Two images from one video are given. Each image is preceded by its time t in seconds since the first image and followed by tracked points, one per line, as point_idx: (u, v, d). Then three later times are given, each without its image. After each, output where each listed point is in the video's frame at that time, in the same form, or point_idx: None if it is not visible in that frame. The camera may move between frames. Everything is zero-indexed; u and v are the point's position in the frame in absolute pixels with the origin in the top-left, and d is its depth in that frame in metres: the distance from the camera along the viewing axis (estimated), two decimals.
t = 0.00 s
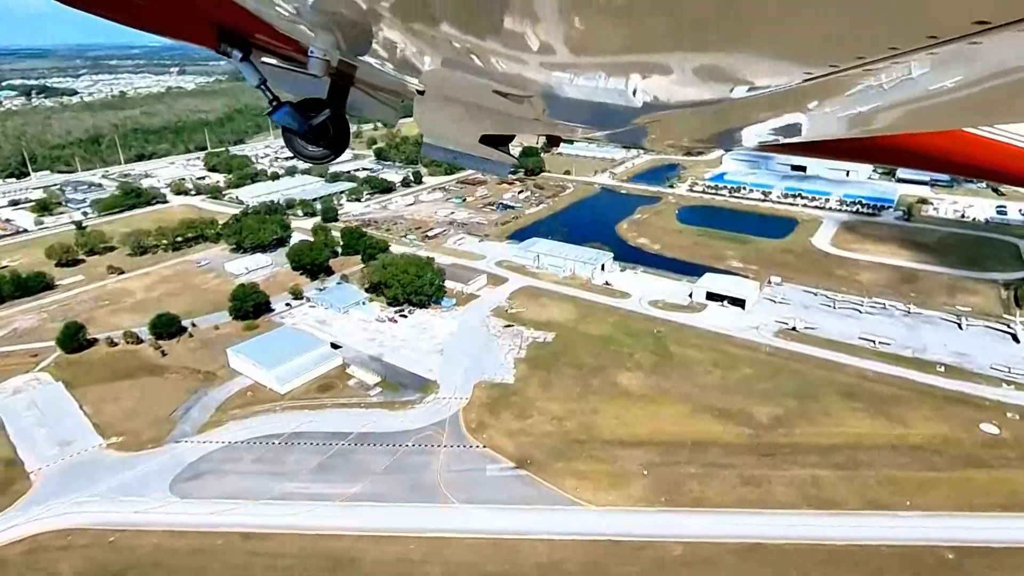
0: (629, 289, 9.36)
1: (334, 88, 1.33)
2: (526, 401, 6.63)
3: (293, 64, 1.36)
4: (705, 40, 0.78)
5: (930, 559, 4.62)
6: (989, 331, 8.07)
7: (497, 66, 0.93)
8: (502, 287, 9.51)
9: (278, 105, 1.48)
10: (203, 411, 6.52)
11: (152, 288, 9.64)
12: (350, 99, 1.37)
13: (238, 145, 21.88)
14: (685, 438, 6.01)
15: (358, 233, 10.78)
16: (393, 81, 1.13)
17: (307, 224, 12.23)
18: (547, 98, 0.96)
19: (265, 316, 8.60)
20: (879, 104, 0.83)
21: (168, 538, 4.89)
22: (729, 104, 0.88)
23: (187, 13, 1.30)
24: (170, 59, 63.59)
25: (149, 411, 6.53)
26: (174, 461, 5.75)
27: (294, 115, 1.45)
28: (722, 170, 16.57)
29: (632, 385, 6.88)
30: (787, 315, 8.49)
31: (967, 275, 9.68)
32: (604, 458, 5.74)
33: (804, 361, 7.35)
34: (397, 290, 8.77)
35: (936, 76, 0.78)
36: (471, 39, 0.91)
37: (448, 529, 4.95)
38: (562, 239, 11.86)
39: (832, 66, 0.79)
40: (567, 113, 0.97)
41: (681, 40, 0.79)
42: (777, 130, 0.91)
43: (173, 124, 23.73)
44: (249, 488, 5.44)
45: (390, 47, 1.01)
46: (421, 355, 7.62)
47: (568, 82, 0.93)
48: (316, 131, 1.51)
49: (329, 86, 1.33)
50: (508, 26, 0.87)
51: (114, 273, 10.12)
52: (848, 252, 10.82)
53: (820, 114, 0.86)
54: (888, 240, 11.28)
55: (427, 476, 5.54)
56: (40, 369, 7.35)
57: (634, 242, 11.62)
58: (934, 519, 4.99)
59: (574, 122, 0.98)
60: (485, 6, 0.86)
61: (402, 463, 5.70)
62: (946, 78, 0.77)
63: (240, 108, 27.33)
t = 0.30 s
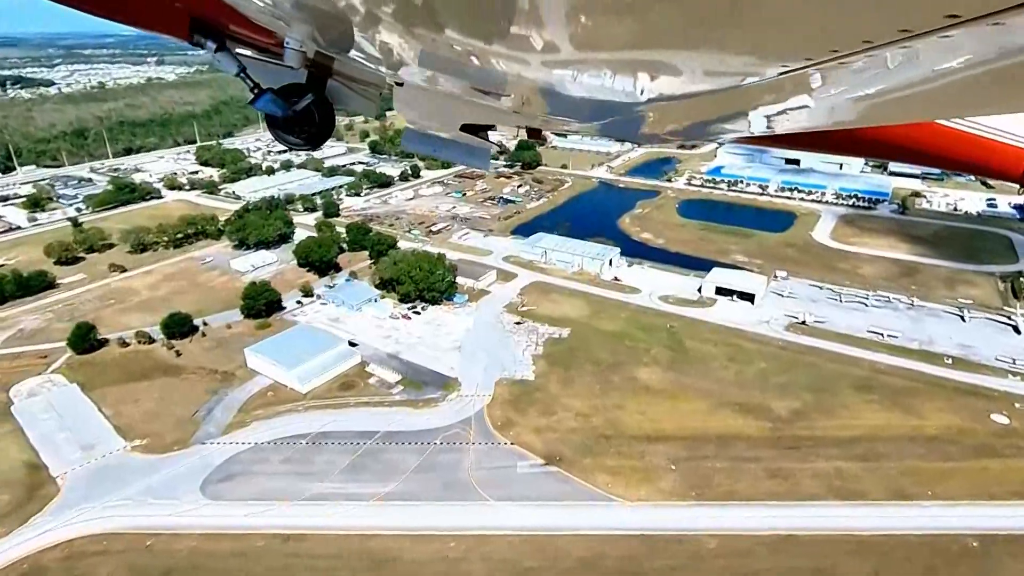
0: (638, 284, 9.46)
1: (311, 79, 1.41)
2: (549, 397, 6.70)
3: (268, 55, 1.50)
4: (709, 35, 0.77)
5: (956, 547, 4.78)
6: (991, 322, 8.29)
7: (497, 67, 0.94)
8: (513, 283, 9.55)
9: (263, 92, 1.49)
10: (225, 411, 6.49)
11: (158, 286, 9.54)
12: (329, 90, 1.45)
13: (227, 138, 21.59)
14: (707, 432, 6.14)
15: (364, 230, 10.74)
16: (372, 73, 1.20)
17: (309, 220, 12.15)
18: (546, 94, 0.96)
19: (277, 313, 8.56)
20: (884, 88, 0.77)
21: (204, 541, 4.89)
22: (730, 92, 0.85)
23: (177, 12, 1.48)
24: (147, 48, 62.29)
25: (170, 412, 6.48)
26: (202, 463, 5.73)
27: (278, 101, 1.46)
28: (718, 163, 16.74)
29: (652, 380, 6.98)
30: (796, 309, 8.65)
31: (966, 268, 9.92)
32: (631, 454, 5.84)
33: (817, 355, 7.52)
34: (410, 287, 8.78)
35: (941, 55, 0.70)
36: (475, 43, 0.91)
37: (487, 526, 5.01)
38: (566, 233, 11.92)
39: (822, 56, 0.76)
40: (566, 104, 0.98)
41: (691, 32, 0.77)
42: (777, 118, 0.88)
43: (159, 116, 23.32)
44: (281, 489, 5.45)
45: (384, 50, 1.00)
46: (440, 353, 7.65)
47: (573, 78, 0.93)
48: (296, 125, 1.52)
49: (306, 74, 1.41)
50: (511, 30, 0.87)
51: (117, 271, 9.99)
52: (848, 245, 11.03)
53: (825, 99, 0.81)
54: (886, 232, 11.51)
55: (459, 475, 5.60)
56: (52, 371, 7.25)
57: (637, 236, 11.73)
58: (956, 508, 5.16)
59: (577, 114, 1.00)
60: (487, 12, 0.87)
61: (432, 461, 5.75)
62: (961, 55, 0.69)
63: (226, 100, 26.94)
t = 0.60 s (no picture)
0: (647, 279, 9.57)
1: (289, 59, 1.68)
2: (571, 393, 6.78)
3: (245, 38, 1.78)
4: (720, 22, 0.88)
5: (978, 534, 4.97)
6: (992, 314, 8.53)
7: (502, 51, 1.09)
8: (523, 278, 9.60)
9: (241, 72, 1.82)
10: (248, 411, 6.47)
11: (164, 285, 9.43)
12: (307, 69, 1.73)
13: (216, 131, 21.25)
14: (728, 425, 6.28)
15: (369, 226, 10.69)
16: (354, 59, 1.39)
17: (310, 216, 12.06)
18: (559, 75, 1.11)
19: (288, 311, 8.51)
20: (898, 59, 0.91)
21: (243, 541, 4.90)
22: (739, 69, 0.98)
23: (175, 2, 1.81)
24: (122, 37, 60.88)
25: (192, 412, 6.45)
26: (230, 463, 5.72)
27: (259, 81, 1.78)
28: (713, 157, 16.88)
29: (671, 376, 7.11)
30: (803, 303, 8.83)
31: (964, 261, 10.18)
32: (657, 448, 5.96)
33: (827, 348, 7.70)
34: (422, 284, 8.78)
35: (954, 30, 0.85)
36: (483, 30, 1.04)
37: (523, 522, 5.09)
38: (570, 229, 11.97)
39: (833, 33, 0.88)
40: (580, 89, 1.13)
41: (704, 20, 0.88)
42: (794, 93, 1.03)
43: (144, 109, 22.87)
44: (314, 487, 5.46)
45: (391, 39, 1.14)
46: (457, 350, 7.68)
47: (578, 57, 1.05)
48: (278, 99, 1.81)
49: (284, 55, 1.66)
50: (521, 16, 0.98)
51: (120, 270, 9.84)
52: (848, 239, 11.24)
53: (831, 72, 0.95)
54: (883, 226, 11.75)
55: (490, 471, 5.66)
56: (65, 372, 7.15)
57: (640, 230, 11.82)
58: (974, 496, 5.36)
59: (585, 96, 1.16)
60: (493, 5, 0.98)
61: (461, 458, 5.81)
62: (977, 28, 0.84)
63: (211, 92, 26.46)
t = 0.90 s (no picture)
0: (655, 274, 9.69)
1: (269, 22, 1.23)
2: (591, 389, 6.87)
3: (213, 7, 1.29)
4: None
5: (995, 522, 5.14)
6: (991, 307, 8.78)
7: (505, 28, 1.05)
8: (532, 274, 9.66)
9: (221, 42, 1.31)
10: (272, 410, 6.47)
11: (171, 281, 9.34)
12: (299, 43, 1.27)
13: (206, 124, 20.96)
14: (746, 419, 6.43)
15: (375, 221, 10.66)
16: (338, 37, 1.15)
17: (313, 211, 12.00)
18: (560, 51, 1.06)
19: (301, 308, 8.49)
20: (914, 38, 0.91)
21: (280, 540, 4.92)
22: (748, 44, 0.97)
23: None
24: (98, 24, 59.51)
25: (215, 412, 6.43)
26: (259, 463, 5.73)
27: (240, 53, 1.27)
28: (708, 151, 17.05)
29: (687, 370, 7.22)
30: (810, 297, 9.00)
31: (960, 255, 10.44)
32: (679, 442, 6.08)
33: (836, 342, 7.87)
34: (434, 280, 8.80)
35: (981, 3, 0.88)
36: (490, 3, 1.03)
37: (557, 517, 5.17)
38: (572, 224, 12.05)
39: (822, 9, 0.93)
40: (583, 67, 1.06)
41: None
42: (808, 71, 0.96)
43: (130, 101, 22.48)
44: (346, 486, 5.49)
45: (383, 12, 1.09)
46: (474, 346, 7.72)
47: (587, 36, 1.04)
48: (263, 74, 1.31)
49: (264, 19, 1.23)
50: None
51: (124, 267, 9.73)
52: (847, 233, 11.46)
53: (852, 53, 0.94)
54: (879, 220, 11.99)
55: (520, 468, 5.73)
56: (79, 372, 7.08)
57: (643, 225, 11.94)
58: (988, 485, 5.54)
59: (585, 75, 1.07)
60: None
61: (490, 455, 5.87)
62: (994, 5, 0.87)
63: (198, 83, 26.05)
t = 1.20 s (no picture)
0: (661, 269, 9.83)
1: (256, 17, 1.81)
2: (610, 383, 6.99)
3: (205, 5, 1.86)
4: None
5: (1007, 508, 5.36)
6: (987, 300, 9.06)
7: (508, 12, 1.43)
8: (541, 270, 9.74)
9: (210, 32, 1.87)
10: (295, 408, 6.48)
11: (178, 279, 9.26)
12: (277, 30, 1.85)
13: (195, 117, 20.64)
14: (762, 411, 6.59)
15: (381, 217, 10.64)
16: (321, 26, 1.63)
17: (315, 207, 11.93)
18: (571, 36, 1.48)
19: (313, 306, 8.48)
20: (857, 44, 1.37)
21: (319, 538, 4.97)
22: (750, 33, 1.41)
23: None
24: (72, 12, 58.01)
25: (238, 411, 6.43)
26: (289, 461, 5.76)
27: (228, 40, 1.83)
28: (704, 146, 17.23)
29: (701, 364, 7.38)
30: (814, 291, 9.21)
31: (955, 249, 10.72)
32: (701, 435, 6.23)
33: (842, 335, 8.08)
34: (447, 276, 8.84)
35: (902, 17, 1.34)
36: None
37: (589, 510, 5.29)
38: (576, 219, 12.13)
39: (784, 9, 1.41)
40: (593, 51, 1.50)
41: None
42: (813, 54, 1.40)
43: (116, 93, 22.04)
44: (377, 483, 5.55)
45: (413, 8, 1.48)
46: (490, 342, 7.79)
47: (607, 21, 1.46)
48: (249, 58, 1.87)
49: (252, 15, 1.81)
50: None
51: (129, 264, 9.62)
52: (845, 228, 11.70)
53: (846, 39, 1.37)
54: (875, 215, 12.25)
55: (547, 462, 5.84)
56: (95, 372, 7.02)
57: (645, 220, 12.07)
58: (998, 472, 5.77)
59: (592, 59, 1.51)
60: None
61: (518, 451, 5.97)
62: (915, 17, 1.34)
63: (184, 75, 25.60)
